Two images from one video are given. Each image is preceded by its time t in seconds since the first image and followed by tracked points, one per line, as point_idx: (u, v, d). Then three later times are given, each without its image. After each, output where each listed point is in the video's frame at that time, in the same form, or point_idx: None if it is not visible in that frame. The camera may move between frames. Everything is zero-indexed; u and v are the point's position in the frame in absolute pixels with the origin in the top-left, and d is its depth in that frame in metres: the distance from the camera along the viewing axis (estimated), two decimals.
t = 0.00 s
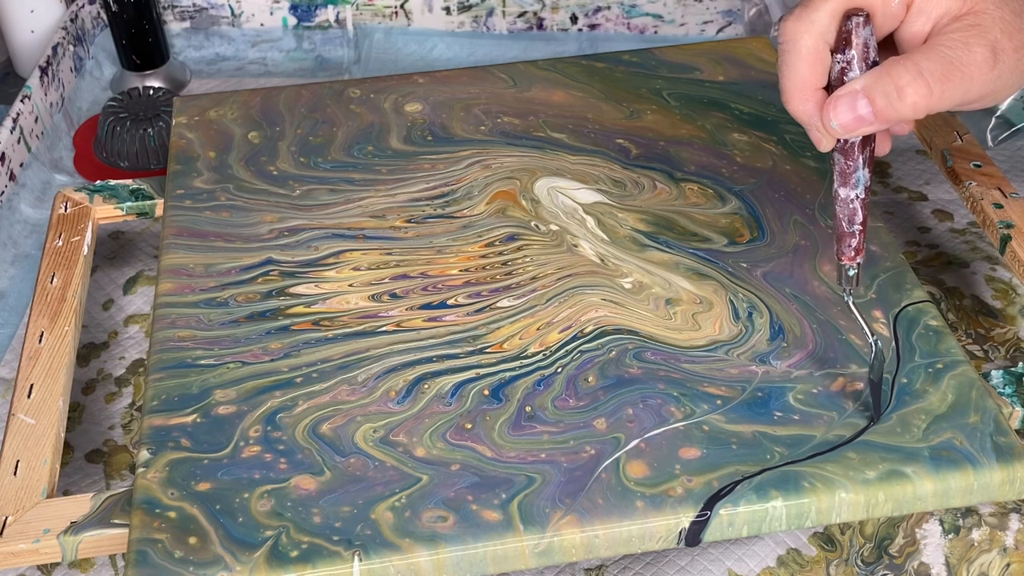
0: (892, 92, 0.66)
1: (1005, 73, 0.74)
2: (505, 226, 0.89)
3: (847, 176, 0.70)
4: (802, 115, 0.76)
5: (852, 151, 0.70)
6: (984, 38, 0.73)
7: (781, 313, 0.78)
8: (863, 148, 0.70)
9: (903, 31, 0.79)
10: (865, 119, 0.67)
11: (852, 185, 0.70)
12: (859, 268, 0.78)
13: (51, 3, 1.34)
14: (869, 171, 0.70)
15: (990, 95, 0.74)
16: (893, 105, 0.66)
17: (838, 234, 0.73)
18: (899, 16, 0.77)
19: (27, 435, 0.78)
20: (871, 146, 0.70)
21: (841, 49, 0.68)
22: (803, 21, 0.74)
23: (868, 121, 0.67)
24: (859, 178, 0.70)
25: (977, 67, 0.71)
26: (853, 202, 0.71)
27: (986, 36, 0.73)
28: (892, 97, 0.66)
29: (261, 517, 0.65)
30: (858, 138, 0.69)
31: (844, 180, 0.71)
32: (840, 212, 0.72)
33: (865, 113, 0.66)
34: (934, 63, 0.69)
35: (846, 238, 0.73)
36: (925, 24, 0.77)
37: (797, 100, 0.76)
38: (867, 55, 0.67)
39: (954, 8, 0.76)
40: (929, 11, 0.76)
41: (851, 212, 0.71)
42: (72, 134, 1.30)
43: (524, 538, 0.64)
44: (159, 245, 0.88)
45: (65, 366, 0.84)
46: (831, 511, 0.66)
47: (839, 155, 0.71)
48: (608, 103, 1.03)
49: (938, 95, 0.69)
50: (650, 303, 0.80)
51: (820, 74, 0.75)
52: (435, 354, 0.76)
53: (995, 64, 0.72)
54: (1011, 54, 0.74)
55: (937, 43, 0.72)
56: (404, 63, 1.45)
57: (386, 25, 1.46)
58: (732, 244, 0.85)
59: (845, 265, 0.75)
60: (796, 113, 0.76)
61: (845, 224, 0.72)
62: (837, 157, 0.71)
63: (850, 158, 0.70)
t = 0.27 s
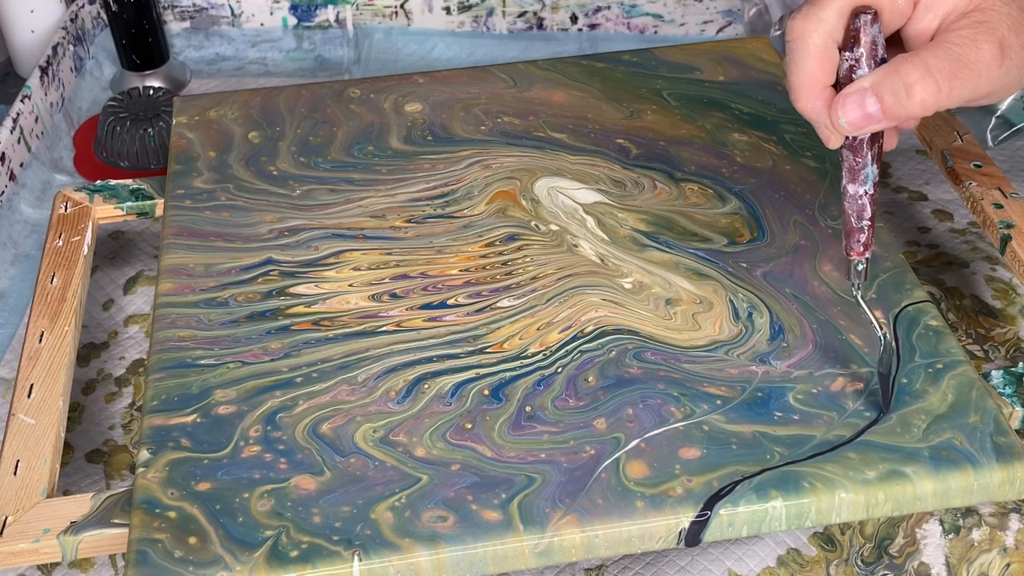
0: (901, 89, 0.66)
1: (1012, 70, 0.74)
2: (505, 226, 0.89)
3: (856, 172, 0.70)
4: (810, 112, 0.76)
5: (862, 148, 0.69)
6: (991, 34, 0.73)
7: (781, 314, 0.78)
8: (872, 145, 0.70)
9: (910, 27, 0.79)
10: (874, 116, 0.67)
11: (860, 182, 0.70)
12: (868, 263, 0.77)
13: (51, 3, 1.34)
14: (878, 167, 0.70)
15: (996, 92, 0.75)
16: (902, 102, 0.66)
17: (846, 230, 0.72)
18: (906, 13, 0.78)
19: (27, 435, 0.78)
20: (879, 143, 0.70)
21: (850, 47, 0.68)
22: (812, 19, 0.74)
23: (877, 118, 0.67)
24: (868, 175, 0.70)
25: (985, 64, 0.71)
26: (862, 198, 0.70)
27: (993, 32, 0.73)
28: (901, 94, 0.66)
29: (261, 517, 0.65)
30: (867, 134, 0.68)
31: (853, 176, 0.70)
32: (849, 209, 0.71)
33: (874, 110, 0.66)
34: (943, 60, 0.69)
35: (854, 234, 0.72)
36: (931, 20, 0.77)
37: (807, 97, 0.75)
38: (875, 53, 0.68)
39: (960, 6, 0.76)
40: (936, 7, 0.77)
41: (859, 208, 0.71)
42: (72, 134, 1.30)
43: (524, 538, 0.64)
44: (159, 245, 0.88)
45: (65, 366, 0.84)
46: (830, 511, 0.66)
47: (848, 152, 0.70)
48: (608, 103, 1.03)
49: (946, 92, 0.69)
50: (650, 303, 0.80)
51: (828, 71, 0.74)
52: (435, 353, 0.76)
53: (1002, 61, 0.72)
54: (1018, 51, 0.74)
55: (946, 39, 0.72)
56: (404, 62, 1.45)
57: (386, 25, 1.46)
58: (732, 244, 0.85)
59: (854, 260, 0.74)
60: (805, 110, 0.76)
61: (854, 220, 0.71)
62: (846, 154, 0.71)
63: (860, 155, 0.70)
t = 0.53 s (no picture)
0: (906, 84, 0.67)
1: (1018, 64, 0.74)
2: (505, 226, 0.89)
3: (862, 167, 0.71)
4: (817, 107, 0.77)
5: (867, 142, 0.71)
6: (997, 28, 0.73)
7: (781, 314, 0.78)
8: (877, 139, 0.71)
9: (915, 23, 0.79)
10: (879, 111, 0.67)
11: (866, 176, 0.71)
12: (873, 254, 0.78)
13: (52, 3, 1.34)
14: (883, 160, 0.71)
15: (1002, 85, 0.75)
16: (908, 97, 0.67)
17: (851, 223, 0.74)
18: (911, 7, 0.78)
19: (27, 434, 0.78)
20: (884, 137, 0.71)
21: (856, 43, 0.69)
22: (817, 15, 0.74)
23: (883, 113, 0.68)
24: (873, 169, 0.71)
25: (991, 59, 0.72)
26: (867, 191, 0.71)
27: (1000, 26, 0.73)
28: (907, 89, 0.67)
29: (261, 517, 0.65)
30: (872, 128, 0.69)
31: (858, 170, 0.71)
32: (854, 202, 0.72)
33: (880, 105, 0.67)
34: (948, 55, 0.70)
35: (859, 227, 0.73)
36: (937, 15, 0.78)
37: (813, 93, 0.76)
38: (881, 48, 0.68)
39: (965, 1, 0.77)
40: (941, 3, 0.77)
41: (865, 202, 0.72)
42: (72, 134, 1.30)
43: (524, 538, 0.64)
44: (159, 245, 0.88)
45: (65, 366, 0.84)
46: (830, 511, 0.66)
47: (853, 146, 0.72)
48: (608, 103, 1.03)
49: (951, 87, 0.69)
50: (650, 303, 0.80)
51: (834, 67, 0.75)
52: (434, 353, 0.76)
53: (1008, 55, 0.73)
54: None
55: (951, 33, 0.73)
56: (404, 63, 1.45)
57: (386, 25, 1.46)
58: (732, 244, 0.85)
59: (859, 251, 0.76)
60: (811, 105, 0.77)
61: (859, 213, 0.73)
62: (851, 148, 0.72)
63: (866, 149, 0.71)
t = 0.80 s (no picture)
0: (911, 83, 0.67)
1: None
2: (505, 226, 0.89)
3: (866, 164, 0.71)
4: (822, 105, 0.77)
5: (872, 140, 0.71)
6: (1004, 26, 0.73)
7: (781, 314, 0.78)
8: (882, 136, 0.71)
9: (920, 21, 0.79)
10: (885, 109, 0.67)
11: (870, 173, 0.71)
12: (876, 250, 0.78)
13: (52, 3, 1.35)
14: (888, 157, 0.71)
15: (1007, 83, 0.75)
16: (913, 95, 0.67)
17: (855, 219, 0.74)
18: (917, 6, 0.78)
19: (27, 434, 0.78)
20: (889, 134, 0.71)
21: (862, 41, 0.69)
22: (823, 13, 0.75)
23: (889, 111, 0.68)
24: (878, 166, 0.71)
25: (997, 56, 0.72)
26: (871, 188, 0.71)
27: (1006, 24, 0.73)
28: (912, 88, 0.67)
29: (261, 517, 0.65)
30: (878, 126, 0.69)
31: (863, 167, 0.72)
32: (859, 198, 0.73)
33: (885, 103, 0.67)
34: (954, 53, 0.70)
35: (864, 223, 0.74)
36: (943, 14, 0.78)
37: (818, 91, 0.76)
38: (887, 46, 0.68)
39: None
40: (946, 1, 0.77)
41: (870, 198, 0.72)
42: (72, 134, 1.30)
43: (524, 538, 0.64)
44: (159, 245, 0.88)
45: (65, 366, 0.84)
46: (830, 511, 0.66)
47: (858, 143, 0.72)
48: (608, 103, 1.03)
49: (957, 86, 0.70)
50: (650, 303, 0.80)
51: (839, 65, 0.75)
52: (434, 353, 0.76)
53: (1014, 53, 0.73)
54: None
55: (957, 31, 0.73)
56: (404, 63, 1.45)
57: (386, 25, 1.46)
58: (732, 244, 0.85)
59: (862, 247, 0.76)
60: (817, 103, 0.77)
61: (864, 210, 0.73)
62: (856, 145, 0.72)
63: (870, 147, 0.71)
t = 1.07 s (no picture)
0: (914, 92, 0.67)
1: None
2: (505, 226, 0.89)
3: (865, 175, 0.71)
4: (822, 113, 0.76)
5: (871, 151, 0.71)
6: (1005, 37, 0.73)
7: (781, 314, 0.78)
8: (881, 147, 0.71)
9: (921, 31, 0.79)
10: (887, 118, 0.67)
11: (869, 184, 0.71)
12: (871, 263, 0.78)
13: (51, 3, 1.35)
14: (886, 169, 0.71)
15: (1008, 95, 0.75)
16: (915, 104, 0.67)
17: (852, 231, 0.74)
18: (920, 15, 0.78)
19: (27, 434, 0.79)
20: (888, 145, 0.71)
21: (864, 49, 0.69)
22: (826, 19, 0.75)
23: (890, 120, 0.67)
24: (877, 177, 0.71)
25: (999, 67, 0.72)
26: (870, 200, 0.71)
27: (1007, 35, 0.74)
28: (915, 97, 0.67)
29: (261, 517, 0.65)
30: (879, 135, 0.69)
31: (861, 178, 0.71)
32: (856, 211, 0.72)
33: (888, 112, 0.67)
34: (956, 63, 0.70)
35: (860, 235, 0.73)
36: (944, 24, 0.78)
37: (818, 99, 0.75)
38: (889, 55, 0.68)
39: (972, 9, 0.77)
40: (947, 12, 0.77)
41: (867, 210, 0.72)
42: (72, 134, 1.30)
43: (524, 538, 0.64)
44: (159, 245, 0.88)
45: (65, 365, 0.84)
46: (830, 512, 0.66)
47: (857, 154, 0.72)
48: (608, 103, 1.03)
49: (959, 96, 0.70)
50: (650, 303, 0.80)
51: (840, 73, 0.75)
52: (434, 353, 0.76)
53: (1016, 64, 0.73)
54: None
55: (959, 42, 0.73)
56: (404, 63, 1.45)
57: (386, 25, 1.46)
58: (732, 244, 0.85)
59: (858, 261, 0.76)
60: (817, 110, 0.76)
61: (861, 221, 0.73)
62: (855, 155, 0.72)
63: (870, 157, 0.71)
